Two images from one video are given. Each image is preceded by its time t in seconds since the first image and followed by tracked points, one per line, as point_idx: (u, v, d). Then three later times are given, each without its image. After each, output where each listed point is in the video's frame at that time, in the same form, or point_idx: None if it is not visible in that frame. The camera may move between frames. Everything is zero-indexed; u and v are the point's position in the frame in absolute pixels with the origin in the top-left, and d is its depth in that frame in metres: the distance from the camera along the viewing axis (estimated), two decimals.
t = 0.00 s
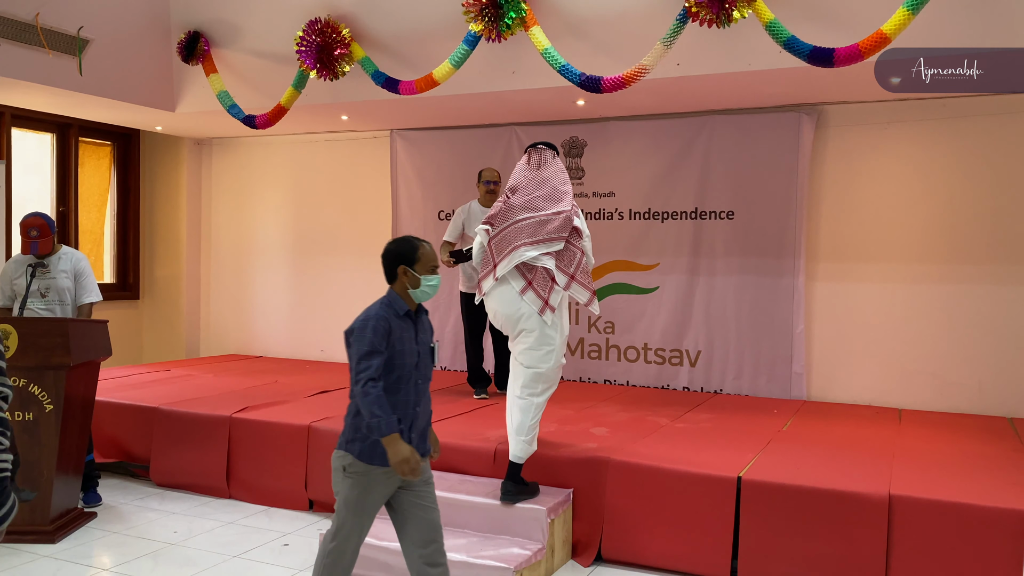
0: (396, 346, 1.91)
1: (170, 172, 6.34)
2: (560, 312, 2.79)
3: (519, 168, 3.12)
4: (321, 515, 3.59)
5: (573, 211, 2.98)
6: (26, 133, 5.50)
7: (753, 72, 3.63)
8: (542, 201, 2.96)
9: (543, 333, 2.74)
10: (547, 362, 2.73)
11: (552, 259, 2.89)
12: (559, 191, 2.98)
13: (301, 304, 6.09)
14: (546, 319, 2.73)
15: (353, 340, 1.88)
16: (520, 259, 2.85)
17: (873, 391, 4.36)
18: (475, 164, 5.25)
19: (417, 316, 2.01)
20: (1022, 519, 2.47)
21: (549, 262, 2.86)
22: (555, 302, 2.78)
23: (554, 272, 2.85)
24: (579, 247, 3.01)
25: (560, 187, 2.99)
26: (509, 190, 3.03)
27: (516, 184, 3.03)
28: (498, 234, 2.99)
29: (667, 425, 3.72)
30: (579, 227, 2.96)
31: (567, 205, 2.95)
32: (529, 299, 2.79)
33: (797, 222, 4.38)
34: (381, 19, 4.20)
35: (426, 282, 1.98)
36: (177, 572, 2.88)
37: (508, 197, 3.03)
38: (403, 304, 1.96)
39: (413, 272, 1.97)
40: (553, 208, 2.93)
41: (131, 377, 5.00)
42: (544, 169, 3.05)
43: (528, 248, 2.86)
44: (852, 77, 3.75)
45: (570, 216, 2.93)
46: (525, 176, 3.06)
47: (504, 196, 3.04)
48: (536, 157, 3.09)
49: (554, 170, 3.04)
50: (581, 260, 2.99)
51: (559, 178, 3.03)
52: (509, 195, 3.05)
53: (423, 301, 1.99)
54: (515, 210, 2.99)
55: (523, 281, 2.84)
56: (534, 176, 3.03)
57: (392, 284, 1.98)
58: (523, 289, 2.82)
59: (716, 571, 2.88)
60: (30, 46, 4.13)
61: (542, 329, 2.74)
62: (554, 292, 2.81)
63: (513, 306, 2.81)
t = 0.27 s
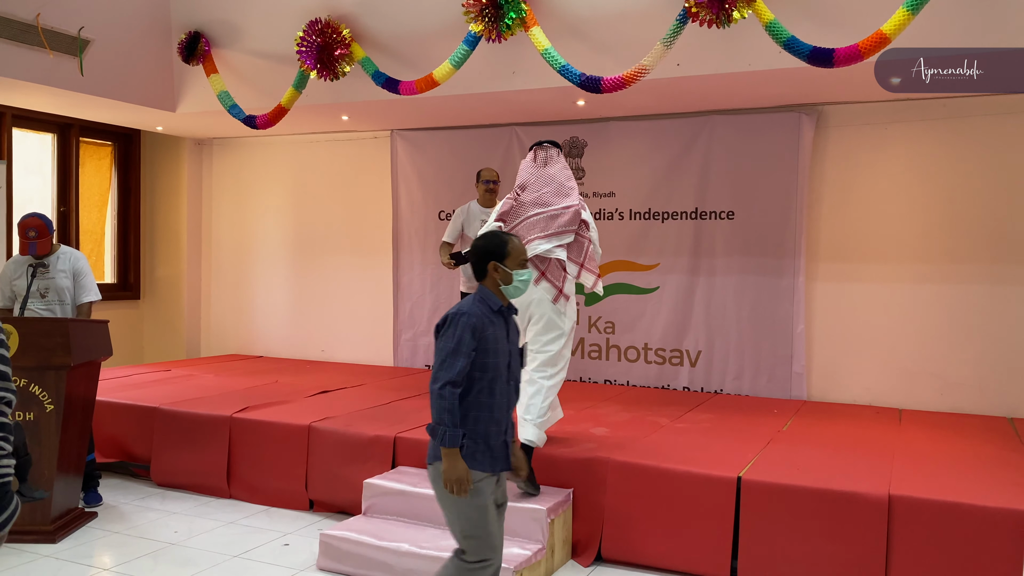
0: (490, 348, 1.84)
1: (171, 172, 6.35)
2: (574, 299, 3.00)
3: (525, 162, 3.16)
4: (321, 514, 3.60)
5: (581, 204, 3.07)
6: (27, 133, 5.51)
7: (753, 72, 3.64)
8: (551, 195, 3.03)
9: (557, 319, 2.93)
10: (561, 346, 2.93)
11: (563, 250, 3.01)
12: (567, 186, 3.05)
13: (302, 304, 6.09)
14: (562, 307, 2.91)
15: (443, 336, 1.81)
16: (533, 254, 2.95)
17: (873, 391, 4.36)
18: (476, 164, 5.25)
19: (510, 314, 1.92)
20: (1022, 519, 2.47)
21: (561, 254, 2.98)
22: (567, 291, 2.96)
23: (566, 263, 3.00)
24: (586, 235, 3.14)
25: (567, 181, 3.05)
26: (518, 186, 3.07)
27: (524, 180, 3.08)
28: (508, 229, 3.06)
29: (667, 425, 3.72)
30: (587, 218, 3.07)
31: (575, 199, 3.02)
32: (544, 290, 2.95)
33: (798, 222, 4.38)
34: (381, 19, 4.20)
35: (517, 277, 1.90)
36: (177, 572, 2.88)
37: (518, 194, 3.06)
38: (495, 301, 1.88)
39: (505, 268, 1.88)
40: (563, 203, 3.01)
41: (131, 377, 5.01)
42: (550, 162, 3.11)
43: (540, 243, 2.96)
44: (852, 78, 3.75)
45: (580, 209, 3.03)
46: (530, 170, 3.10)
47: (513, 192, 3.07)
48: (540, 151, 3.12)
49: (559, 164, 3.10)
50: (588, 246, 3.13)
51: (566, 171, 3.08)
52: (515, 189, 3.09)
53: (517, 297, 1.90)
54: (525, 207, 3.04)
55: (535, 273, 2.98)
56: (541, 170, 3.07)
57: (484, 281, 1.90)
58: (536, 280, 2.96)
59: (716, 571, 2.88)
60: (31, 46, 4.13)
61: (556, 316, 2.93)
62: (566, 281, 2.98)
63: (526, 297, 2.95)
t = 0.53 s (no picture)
0: (586, 366, 1.70)
1: (171, 172, 6.35)
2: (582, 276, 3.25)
3: (535, 148, 3.48)
4: (322, 514, 3.60)
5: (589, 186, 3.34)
6: (27, 134, 5.51)
7: (753, 72, 3.64)
8: (561, 176, 3.30)
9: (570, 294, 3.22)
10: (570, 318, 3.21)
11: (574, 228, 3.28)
12: (576, 168, 3.33)
13: (302, 304, 6.10)
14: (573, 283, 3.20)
15: (531, 351, 1.71)
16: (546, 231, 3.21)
17: (874, 391, 4.36)
18: (476, 164, 5.25)
19: (602, 325, 1.80)
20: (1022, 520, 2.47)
21: (572, 231, 3.24)
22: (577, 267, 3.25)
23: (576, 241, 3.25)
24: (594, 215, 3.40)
25: (576, 164, 3.34)
26: (529, 167, 3.35)
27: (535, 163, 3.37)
28: (521, 208, 3.32)
29: (667, 425, 3.72)
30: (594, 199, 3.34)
31: (584, 181, 3.30)
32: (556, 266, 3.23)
33: (798, 222, 4.38)
34: (382, 19, 4.20)
35: (608, 287, 1.77)
36: (178, 572, 2.88)
37: (529, 174, 3.34)
38: (588, 313, 1.76)
39: (598, 278, 1.76)
40: (574, 185, 3.29)
41: (132, 377, 5.01)
42: (558, 148, 3.40)
43: (553, 221, 3.22)
44: (852, 78, 3.75)
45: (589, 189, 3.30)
46: (541, 154, 3.39)
47: (526, 173, 3.35)
48: (550, 137, 3.41)
49: (567, 149, 3.39)
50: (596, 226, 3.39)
51: (574, 155, 3.36)
52: (528, 171, 3.37)
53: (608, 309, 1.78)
54: (536, 186, 3.31)
55: (547, 249, 3.25)
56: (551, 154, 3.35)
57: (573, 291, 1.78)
58: (548, 257, 3.24)
59: (716, 571, 2.88)
60: (31, 46, 4.14)
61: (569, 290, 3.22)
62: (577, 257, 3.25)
63: (539, 271, 3.24)
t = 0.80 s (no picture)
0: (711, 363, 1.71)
1: (172, 172, 6.36)
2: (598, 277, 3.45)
3: (548, 150, 3.57)
4: (322, 514, 3.61)
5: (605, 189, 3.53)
6: (28, 134, 5.52)
7: (753, 72, 3.64)
8: (581, 180, 3.45)
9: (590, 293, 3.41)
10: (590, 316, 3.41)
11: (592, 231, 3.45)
12: (593, 172, 3.50)
13: (302, 304, 6.10)
14: (594, 284, 3.39)
15: (666, 358, 1.65)
16: (570, 234, 3.37)
17: (874, 392, 4.36)
18: (476, 164, 5.25)
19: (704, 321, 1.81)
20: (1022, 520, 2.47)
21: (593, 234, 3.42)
22: (595, 268, 3.44)
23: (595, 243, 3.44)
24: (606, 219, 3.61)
25: (592, 169, 3.52)
26: (550, 171, 3.46)
27: (553, 167, 3.48)
28: (544, 210, 3.43)
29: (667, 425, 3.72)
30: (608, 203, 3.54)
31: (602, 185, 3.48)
32: (576, 268, 3.39)
33: (798, 222, 4.39)
34: (382, 20, 4.21)
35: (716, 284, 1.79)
36: (178, 572, 2.89)
37: (550, 177, 3.45)
38: (699, 309, 1.75)
39: (708, 272, 1.76)
40: (595, 189, 3.47)
41: (132, 377, 5.01)
42: (574, 151, 3.54)
43: (577, 224, 3.39)
44: (852, 78, 3.75)
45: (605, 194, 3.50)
46: (559, 157, 3.51)
47: (546, 176, 3.45)
48: (565, 140, 3.53)
49: (581, 153, 3.55)
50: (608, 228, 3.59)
51: (588, 160, 3.53)
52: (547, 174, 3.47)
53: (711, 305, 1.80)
54: (558, 189, 3.43)
55: (568, 251, 3.40)
56: (569, 157, 3.49)
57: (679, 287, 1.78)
58: (569, 258, 3.39)
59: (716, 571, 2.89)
60: (32, 47, 4.14)
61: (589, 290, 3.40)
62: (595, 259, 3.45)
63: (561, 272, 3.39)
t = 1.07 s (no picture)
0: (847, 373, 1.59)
1: (172, 171, 6.36)
2: (622, 270, 3.67)
3: (568, 152, 3.71)
4: (322, 514, 3.61)
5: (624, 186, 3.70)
6: (28, 134, 5.52)
7: (752, 72, 3.64)
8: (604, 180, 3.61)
9: (617, 287, 3.60)
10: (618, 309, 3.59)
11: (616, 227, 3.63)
12: (612, 171, 3.65)
13: (302, 304, 6.10)
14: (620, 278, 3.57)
15: (805, 369, 1.52)
16: (598, 233, 3.54)
17: (874, 392, 4.36)
18: (476, 164, 5.26)
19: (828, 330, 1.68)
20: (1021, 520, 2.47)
21: (618, 231, 3.60)
22: (620, 262, 3.62)
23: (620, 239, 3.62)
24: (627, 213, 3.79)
25: (612, 167, 3.67)
26: (573, 172, 3.59)
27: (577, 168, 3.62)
28: (571, 211, 3.59)
29: (667, 425, 3.72)
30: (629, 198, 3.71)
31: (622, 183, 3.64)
32: (603, 263, 3.57)
33: (798, 222, 4.39)
34: (382, 20, 4.21)
35: (844, 294, 1.65)
36: (178, 572, 2.89)
37: (573, 179, 3.59)
38: (828, 320, 1.62)
39: (835, 282, 1.63)
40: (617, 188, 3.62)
41: (132, 377, 5.01)
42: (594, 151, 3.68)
43: (605, 223, 3.56)
44: (852, 78, 3.75)
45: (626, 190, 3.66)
46: (580, 158, 3.64)
47: (570, 178, 3.59)
48: (583, 142, 3.66)
49: (601, 153, 3.70)
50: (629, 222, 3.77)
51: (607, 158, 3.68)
52: (570, 176, 3.61)
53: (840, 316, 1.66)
54: (583, 190, 3.59)
55: (595, 249, 3.58)
56: (590, 158, 3.62)
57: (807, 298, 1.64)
58: (596, 255, 3.57)
59: (716, 571, 2.88)
60: (32, 47, 4.14)
61: (615, 284, 3.59)
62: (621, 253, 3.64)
63: (588, 269, 3.57)
